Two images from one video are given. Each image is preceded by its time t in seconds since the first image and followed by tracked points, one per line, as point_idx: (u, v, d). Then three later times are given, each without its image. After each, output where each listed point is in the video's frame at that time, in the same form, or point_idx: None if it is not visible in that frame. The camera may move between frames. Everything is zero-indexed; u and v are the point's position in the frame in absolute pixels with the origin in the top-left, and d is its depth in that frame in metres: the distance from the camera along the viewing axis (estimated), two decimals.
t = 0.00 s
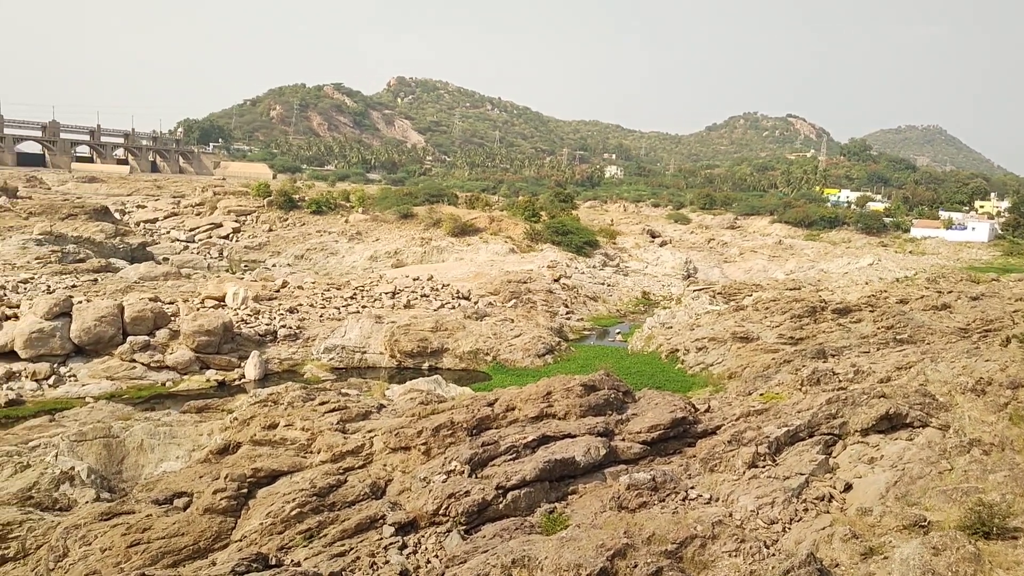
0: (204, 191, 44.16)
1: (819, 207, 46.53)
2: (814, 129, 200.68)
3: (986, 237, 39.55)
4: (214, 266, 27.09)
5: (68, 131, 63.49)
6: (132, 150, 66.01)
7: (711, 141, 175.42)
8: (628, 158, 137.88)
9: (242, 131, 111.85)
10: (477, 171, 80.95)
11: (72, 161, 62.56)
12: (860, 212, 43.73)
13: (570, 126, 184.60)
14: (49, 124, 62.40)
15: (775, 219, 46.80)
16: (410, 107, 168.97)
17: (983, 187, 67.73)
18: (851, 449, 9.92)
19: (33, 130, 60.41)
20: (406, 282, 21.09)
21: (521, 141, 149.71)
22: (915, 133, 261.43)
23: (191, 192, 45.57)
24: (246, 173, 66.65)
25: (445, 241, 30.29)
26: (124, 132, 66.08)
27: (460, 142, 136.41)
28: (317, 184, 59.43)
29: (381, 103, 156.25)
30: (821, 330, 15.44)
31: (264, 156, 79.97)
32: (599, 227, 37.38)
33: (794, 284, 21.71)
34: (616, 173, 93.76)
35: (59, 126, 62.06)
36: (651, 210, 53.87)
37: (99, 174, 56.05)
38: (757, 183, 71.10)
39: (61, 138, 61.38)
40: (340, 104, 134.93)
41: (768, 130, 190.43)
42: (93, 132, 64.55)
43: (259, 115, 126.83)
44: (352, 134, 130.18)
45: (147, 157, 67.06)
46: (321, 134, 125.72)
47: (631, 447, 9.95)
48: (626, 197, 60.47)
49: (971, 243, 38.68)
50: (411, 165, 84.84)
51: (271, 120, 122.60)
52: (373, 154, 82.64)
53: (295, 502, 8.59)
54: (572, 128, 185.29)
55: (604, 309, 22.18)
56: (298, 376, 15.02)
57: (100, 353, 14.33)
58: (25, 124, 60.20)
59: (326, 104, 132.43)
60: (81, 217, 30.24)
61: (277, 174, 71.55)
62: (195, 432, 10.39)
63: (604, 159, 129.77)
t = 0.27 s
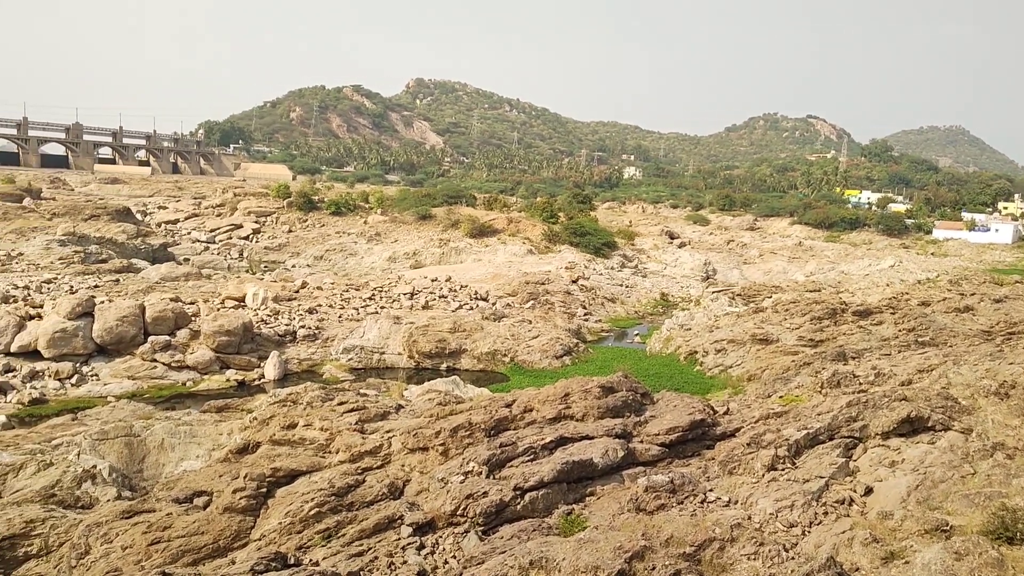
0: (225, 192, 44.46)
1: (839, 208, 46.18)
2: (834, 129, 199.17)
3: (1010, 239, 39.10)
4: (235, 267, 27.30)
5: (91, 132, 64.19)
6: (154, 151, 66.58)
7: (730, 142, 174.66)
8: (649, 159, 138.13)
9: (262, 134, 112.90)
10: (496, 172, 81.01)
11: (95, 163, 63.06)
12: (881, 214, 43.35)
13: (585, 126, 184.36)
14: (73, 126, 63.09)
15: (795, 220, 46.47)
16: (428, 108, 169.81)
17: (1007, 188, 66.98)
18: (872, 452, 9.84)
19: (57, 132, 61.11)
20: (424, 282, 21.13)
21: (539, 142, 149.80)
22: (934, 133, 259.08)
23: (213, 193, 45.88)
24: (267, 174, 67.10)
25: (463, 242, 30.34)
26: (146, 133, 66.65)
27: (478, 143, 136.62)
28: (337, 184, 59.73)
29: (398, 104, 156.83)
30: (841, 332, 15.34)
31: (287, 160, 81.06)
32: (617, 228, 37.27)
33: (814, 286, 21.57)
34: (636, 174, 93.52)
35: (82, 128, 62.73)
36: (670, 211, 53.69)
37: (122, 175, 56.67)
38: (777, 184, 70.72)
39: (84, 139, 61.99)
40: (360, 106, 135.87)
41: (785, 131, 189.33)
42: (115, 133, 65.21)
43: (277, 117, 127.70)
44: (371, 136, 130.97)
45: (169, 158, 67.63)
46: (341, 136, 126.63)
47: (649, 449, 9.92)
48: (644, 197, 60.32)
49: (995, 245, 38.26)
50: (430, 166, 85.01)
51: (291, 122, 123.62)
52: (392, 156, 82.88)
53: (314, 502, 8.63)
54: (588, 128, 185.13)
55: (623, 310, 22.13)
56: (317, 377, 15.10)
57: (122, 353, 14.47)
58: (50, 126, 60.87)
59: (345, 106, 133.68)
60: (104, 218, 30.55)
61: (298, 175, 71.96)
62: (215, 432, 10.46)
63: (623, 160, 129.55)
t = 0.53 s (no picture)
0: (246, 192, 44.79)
1: (862, 208, 45.72)
2: (856, 130, 197.65)
3: None
4: (256, 267, 27.49)
5: (114, 133, 64.92)
6: (176, 152, 67.22)
7: (750, 142, 173.73)
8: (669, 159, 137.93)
9: (284, 135, 114.16)
10: (515, 172, 80.99)
11: (118, 163, 63.76)
12: (904, 214, 42.88)
13: (603, 126, 184.15)
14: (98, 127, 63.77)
15: (817, 220, 46.08)
16: (448, 108, 170.40)
17: None
18: (894, 455, 9.75)
19: (82, 133, 61.85)
20: (444, 282, 21.16)
21: (558, 142, 149.85)
22: (955, 133, 256.23)
23: (234, 193, 46.25)
24: (287, 175, 67.54)
25: (482, 242, 30.37)
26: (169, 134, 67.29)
27: (498, 143, 136.80)
28: (357, 185, 59.96)
29: (417, 104, 157.42)
30: (864, 334, 15.20)
31: (309, 161, 81.75)
32: (637, 228, 37.11)
33: (836, 287, 21.39)
34: (656, 174, 93.16)
35: (107, 129, 63.39)
36: (690, 211, 53.43)
37: (145, 176, 57.28)
38: (798, 184, 70.21)
39: (108, 140, 62.56)
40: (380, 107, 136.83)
41: (802, 131, 188.01)
42: (139, 134, 65.93)
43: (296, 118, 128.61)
44: (391, 137, 131.80)
45: (191, 159, 68.29)
46: (361, 136, 127.40)
47: (669, 451, 9.88)
48: (664, 198, 60.14)
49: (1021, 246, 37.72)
50: (450, 166, 85.08)
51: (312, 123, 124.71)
52: (413, 157, 83.06)
53: (334, 500, 8.66)
54: (606, 128, 184.85)
55: (643, 311, 22.07)
56: (338, 376, 15.18)
57: (144, 352, 14.60)
58: (75, 127, 61.60)
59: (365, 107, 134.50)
60: (127, 218, 30.85)
61: (318, 176, 72.38)
62: (237, 430, 10.53)
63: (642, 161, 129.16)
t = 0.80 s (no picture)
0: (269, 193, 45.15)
1: (886, 207, 45.27)
2: (880, 129, 195.81)
3: None
4: (279, 267, 27.70)
5: (139, 135, 65.70)
6: (200, 153, 67.94)
7: (773, 141, 172.72)
8: (690, 159, 137.53)
9: (308, 137, 115.27)
10: (536, 172, 81.00)
11: (143, 165, 64.52)
12: (930, 214, 42.40)
13: (620, 126, 183.75)
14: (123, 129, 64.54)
15: (841, 219, 45.66)
16: (469, 108, 170.98)
17: None
18: (919, 457, 9.64)
19: (107, 135, 62.65)
20: (465, 283, 21.19)
21: (579, 142, 149.76)
22: (977, 131, 253.00)
23: (257, 194, 46.65)
24: (308, 175, 68.09)
25: (503, 242, 30.38)
26: (193, 136, 68.02)
27: (520, 143, 136.91)
28: (378, 185, 60.22)
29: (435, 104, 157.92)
30: (888, 334, 15.06)
31: (330, 161, 82.30)
32: (659, 228, 36.95)
33: (860, 287, 21.20)
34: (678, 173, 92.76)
35: (131, 130, 64.12)
36: (712, 211, 53.17)
37: (169, 177, 57.88)
38: (821, 184, 69.68)
39: (133, 141, 63.27)
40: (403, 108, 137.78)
41: (822, 130, 186.47)
42: (163, 136, 66.72)
43: (316, 119, 129.68)
44: (414, 137, 132.65)
45: (215, 160, 69.01)
46: (384, 137, 128.20)
47: (690, 452, 9.84)
48: (687, 197, 59.91)
49: None
50: (472, 166, 85.10)
51: (335, 124, 125.96)
52: (434, 157, 83.25)
53: (356, 500, 8.68)
54: (626, 128, 184.60)
55: (664, 311, 21.97)
56: (360, 376, 15.25)
57: (169, 351, 14.75)
58: (100, 129, 62.38)
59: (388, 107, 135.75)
60: (152, 219, 31.19)
61: (340, 176, 72.82)
62: (260, 429, 10.60)
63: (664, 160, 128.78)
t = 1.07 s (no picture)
0: (293, 194, 45.55)
1: (914, 208, 44.72)
2: (907, 128, 193.42)
3: None
4: (303, 268, 27.94)
5: (166, 136, 66.54)
6: (226, 155, 68.82)
7: (798, 141, 171.27)
8: (712, 159, 136.93)
9: (332, 138, 116.39)
10: (559, 173, 80.98)
11: (170, 166, 65.35)
12: (959, 214, 41.84)
13: (641, 126, 183.27)
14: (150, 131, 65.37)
15: (868, 220, 45.18)
16: (489, 109, 171.44)
17: None
18: (948, 460, 9.53)
19: (135, 138, 63.52)
20: (488, 284, 21.22)
21: (602, 142, 149.55)
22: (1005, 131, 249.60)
23: (282, 195, 47.07)
24: (333, 177, 68.78)
25: (527, 243, 30.37)
26: (219, 138, 68.89)
27: (543, 145, 137.02)
28: (402, 187, 60.52)
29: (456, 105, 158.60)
30: (915, 336, 14.89)
31: (355, 163, 82.89)
32: (683, 229, 36.78)
33: (887, 288, 20.97)
34: (702, 174, 92.27)
35: (158, 132, 64.92)
36: (737, 212, 52.89)
37: (195, 179, 58.51)
38: (848, 184, 69.04)
39: (160, 143, 64.05)
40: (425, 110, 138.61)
41: (843, 130, 184.61)
42: (189, 137, 67.52)
43: (338, 121, 130.75)
44: (436, 138, 133.47)
45: (240, 162, 69.84)
46: (406, 138, 129.03)
47: (714, 454, 9.79)
48: (711, 198, 59.60)
49: None
50: (495, 168, 85.07)
51: (359, 126, 127.23)
52: (457, 158, 83.44)
53: (379, 499, 8.71)
54: (650, 129, 184.16)
55: (689, 312, 21.85)
56: (384, 376, 15.32)
57: (195, 351, 14.91)
58: (127, 131, 63.24)
59: (413, 109, 137.10)
60: (178, 220, 31.55)
61: (364, 177, 73.25)
62: (284, 429, 10.68)
63: (688, 161, 128.25)
